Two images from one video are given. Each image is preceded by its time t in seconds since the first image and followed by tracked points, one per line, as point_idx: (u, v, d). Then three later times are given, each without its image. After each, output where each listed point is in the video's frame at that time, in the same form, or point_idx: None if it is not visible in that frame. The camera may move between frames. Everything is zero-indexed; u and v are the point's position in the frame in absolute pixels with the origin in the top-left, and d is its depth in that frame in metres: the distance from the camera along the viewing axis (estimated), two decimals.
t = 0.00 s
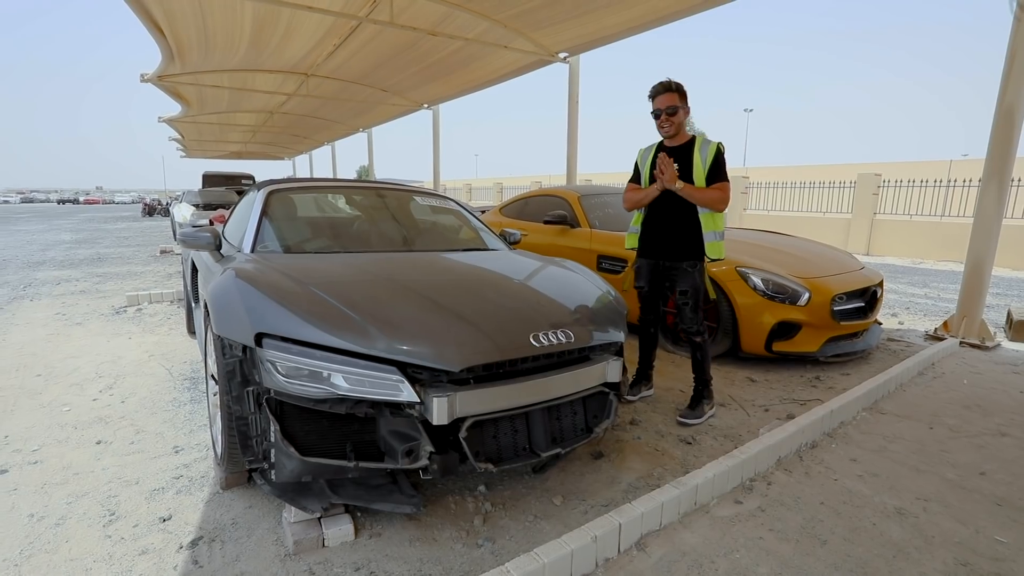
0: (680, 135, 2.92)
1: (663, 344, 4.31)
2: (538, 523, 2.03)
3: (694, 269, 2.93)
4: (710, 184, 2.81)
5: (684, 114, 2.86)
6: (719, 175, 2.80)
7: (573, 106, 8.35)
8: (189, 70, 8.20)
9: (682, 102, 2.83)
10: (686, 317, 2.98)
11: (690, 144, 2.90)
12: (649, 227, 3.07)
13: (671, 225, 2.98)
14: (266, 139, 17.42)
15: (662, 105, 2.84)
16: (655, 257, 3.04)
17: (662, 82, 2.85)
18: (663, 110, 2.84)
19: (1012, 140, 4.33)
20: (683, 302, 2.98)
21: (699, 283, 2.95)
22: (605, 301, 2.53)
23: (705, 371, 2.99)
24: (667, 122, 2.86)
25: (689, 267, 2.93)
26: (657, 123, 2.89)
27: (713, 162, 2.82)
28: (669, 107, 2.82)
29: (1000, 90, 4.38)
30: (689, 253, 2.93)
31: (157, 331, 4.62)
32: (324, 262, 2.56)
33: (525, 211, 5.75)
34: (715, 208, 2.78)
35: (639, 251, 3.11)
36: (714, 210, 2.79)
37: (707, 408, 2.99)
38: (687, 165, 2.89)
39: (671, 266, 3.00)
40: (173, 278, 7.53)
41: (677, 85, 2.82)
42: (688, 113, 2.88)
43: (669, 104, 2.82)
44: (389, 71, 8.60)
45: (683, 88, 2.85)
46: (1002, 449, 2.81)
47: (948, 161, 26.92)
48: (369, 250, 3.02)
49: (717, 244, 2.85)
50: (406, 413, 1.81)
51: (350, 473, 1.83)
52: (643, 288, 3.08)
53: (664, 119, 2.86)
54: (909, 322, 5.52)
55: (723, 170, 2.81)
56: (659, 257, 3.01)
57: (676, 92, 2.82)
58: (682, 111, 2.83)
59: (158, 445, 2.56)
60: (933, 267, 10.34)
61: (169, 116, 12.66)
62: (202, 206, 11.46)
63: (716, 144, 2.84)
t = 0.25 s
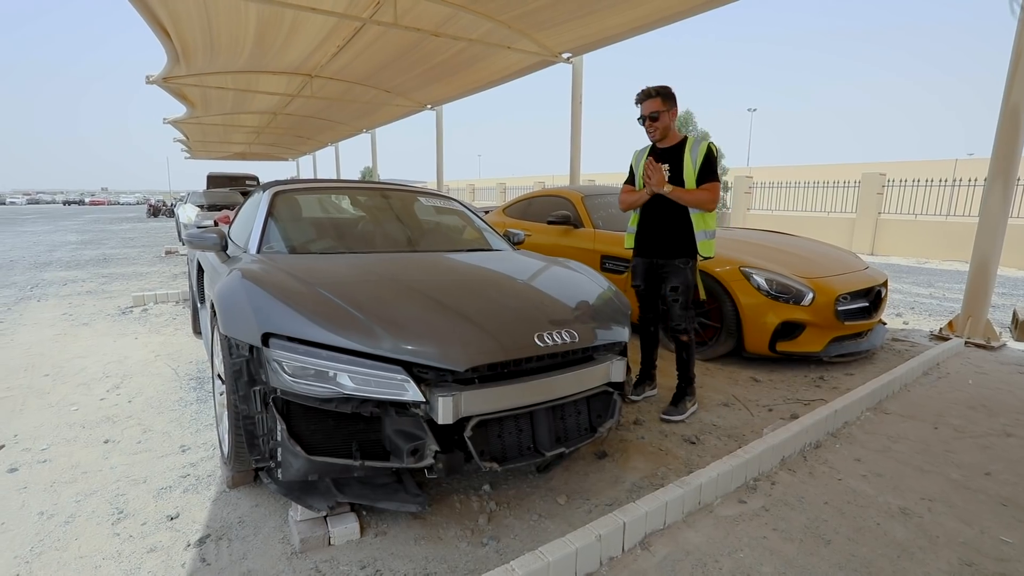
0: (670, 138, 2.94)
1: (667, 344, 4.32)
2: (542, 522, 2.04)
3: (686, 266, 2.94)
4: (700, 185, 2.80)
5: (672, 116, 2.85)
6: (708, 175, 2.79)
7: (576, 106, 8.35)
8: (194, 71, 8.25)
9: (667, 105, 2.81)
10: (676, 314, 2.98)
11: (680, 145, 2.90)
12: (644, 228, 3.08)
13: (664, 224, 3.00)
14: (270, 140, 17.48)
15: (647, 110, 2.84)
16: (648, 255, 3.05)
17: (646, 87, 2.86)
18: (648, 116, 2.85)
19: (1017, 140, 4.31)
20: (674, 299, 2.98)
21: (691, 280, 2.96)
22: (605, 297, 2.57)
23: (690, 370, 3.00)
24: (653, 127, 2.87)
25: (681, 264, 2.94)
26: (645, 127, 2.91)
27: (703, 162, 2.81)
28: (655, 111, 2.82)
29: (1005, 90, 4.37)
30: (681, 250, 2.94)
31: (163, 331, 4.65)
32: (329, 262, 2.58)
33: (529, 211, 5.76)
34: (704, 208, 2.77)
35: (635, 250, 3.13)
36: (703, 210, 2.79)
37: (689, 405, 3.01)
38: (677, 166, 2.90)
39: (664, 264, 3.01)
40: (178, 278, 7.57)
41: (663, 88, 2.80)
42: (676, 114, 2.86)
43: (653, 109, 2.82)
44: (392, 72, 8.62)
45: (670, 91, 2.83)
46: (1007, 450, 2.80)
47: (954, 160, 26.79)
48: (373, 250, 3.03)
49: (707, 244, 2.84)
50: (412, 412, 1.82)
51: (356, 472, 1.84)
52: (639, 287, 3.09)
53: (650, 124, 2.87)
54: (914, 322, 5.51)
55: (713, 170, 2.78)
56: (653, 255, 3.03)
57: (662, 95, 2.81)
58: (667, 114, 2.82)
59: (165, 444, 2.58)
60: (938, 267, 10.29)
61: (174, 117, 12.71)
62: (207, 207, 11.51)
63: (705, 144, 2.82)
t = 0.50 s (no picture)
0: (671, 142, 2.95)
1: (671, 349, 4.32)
2: (546, 526, 2.04)
3: (680, 272, 2.94)
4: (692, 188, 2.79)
5: (672, 121, 2.87)
6: (701, 178, 2.77)
7: (580, 111, 8.38)
8: (201, 77, 8.32)
9: (665, 109, 2.83)
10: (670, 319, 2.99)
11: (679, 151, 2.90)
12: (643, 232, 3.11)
13: (662, 229, 3.01)
14: (275, 145, 17.58)
15: (647, 115, 2.89)
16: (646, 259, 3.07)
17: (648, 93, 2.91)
18: (647, 121, 2.90)
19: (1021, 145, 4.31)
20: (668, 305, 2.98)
21: (686, 286, 2.95)
22: (609, 300, 2.58)
23: (690, 374, 3.00)
24: (653, 132, 2.90)
25: (674, 271, 2.94)
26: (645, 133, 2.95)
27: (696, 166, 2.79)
28: (655, 116, 2.86)
29: (1008, 94, 4.37)
30: (675, 256, 2.95)
31: (168, 335, 4.68)
32: (334, 266, 2.60)
33: (532, 216, 5.77)
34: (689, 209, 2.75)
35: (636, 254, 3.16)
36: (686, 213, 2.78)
37: (693, 409, 3.01)
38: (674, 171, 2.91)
39: (660, 269, 3.02)
40: (183, 283, 7.61)
41: (664, 93, 2.83)
42: (676, 120, 2.87)
43: (652, 114, 2.86)
44: (397, 78, 8.68)
45: (673, 97, 2.84)
46: (1013, 455, 2.79)
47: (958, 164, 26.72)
48: (378, 255, 3.05)
49: (696, 248, 2.83)
50: (417, 416, 1.83)
51: (361, 475, 1.85)
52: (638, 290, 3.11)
53: (650, 130, 2.91)
54: (919, 327, 5.49)
55: (706, 174, 2.76)
56: (651, 260, 3.04)
57: (661, 101, 2.84)
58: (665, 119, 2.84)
59: (171, 447, 2.59)
60: (943, 271, 10.26)
61: (180, 122, 12.81)
62: (212, 212, 11.58)
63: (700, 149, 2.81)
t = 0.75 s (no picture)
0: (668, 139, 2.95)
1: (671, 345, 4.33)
2: (547, 522, 2.05)
3: (669, 271, 2.95)
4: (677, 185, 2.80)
5: (667, 118, 2.88)
6: (688, 174, 2.76)
7: (577, 108, 8.38)
8: (197, 76, 8.30)
9: (658, 106, 2.85)
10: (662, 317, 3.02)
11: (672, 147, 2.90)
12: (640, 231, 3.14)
13: (656, 227, 3.03)
14: (273, 144, 17.55)
15: (643, 112, 2.92)
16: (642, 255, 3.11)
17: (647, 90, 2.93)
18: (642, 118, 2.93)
19: (1017, 139, 4.32)
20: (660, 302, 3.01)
21: (675, 285, 2.97)
22: (608, 296, 2.59)
23: (687, 371, 3.01)
24: (649, 128, 2.92)
25: (663, 269, 2.96)
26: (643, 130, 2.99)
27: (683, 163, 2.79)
28: (650, 113, 2.89)
29: (1005, 89, 4.38)
30: (664, 254, 2.97)
31: (167, 334, 4.67)
32: (334, 264, 2.60)
33: (530, 213, 5.78)
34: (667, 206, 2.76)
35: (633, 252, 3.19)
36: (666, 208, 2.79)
37: (692, 404, 3.02)
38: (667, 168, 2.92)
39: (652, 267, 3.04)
40: (182, 282, 7.60)
41: (660, 91, 2.85)
42: (671, 116, 2.87)
43: (647, 112, 2.89)
44: (394, 76, 8.67)
45: (671, 94, 2.85)
46: (1010, 447, 2.81)
47: (955, 160, 26.76)
48: (377, 253, 3.06)
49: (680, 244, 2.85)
50: (417, 413, 1.84)
51: (362, 472, 1.86)
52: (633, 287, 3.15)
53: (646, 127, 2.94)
54: (917, 321, 5.51)
55: (690, 170, 2.76)
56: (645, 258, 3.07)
57: (656, 98, 2.86)
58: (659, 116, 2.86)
59: (171, 446, 2.60)
60: (940, 266, 10.29)
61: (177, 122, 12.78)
62: (209, 211, 11.56)
63: (689, 146, 2.80)
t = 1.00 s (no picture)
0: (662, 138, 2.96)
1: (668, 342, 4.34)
2: (545, 519, 2.05)
3: (660, 268, 2.95)
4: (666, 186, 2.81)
5: (660, 117, 2.88)
6: (678, 175, 2.77)
7: (573, 106, 8.37)
8: (192, 74, 8.26)
9: (650, 106, 2.87)
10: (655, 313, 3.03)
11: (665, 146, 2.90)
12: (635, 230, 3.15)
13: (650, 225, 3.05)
14: (268, 142, 17.48)
15: (637, 111, 2.94)
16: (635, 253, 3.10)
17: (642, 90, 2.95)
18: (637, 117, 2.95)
19: (1012, 136, 4.34)
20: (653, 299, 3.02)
21: (666, 282, 2.97)
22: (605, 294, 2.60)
23: (685, 368, 3.01)
24: (643, 127, 2.93)
25: (654, 266, 2.96)
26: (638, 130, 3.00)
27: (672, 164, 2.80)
28: (644, 112, 2.90)
29: (1000, 86, 4.40)
30: (654, 252, 2.97)
31: (163, 334, 4.65)
32: (330, 263, 2.59)
33: (527, 211, 5.78)
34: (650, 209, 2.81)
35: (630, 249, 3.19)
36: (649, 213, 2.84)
37: (689, 401, 3.03)
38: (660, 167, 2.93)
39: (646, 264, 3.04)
40: (177, 282, 7.56)
41: (653, 90, 2.87)
42: (663, 115, 2.87)
43: (639, 112, 2.91)
44: (389, 74, 8.64)
45: (664, 93, 2.87)
46: (1005, 442, 2.83)
47: (949, 156, 26.87)
48: (373, 251, 3.05)
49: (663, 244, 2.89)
50: (415, 411, 1.84)
51: (360, 471, 1.85)
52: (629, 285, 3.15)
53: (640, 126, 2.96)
54: (912, 317, 5.54)
55: (678, 171, 2.77)
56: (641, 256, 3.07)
57: (649, 97, 2.87)
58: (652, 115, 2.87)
59: (168, 446, 2.58)
60: (935, 262, 10.33)
61: (171, 120, 12.71)
62: (205, 210, 11.51)
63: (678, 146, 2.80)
